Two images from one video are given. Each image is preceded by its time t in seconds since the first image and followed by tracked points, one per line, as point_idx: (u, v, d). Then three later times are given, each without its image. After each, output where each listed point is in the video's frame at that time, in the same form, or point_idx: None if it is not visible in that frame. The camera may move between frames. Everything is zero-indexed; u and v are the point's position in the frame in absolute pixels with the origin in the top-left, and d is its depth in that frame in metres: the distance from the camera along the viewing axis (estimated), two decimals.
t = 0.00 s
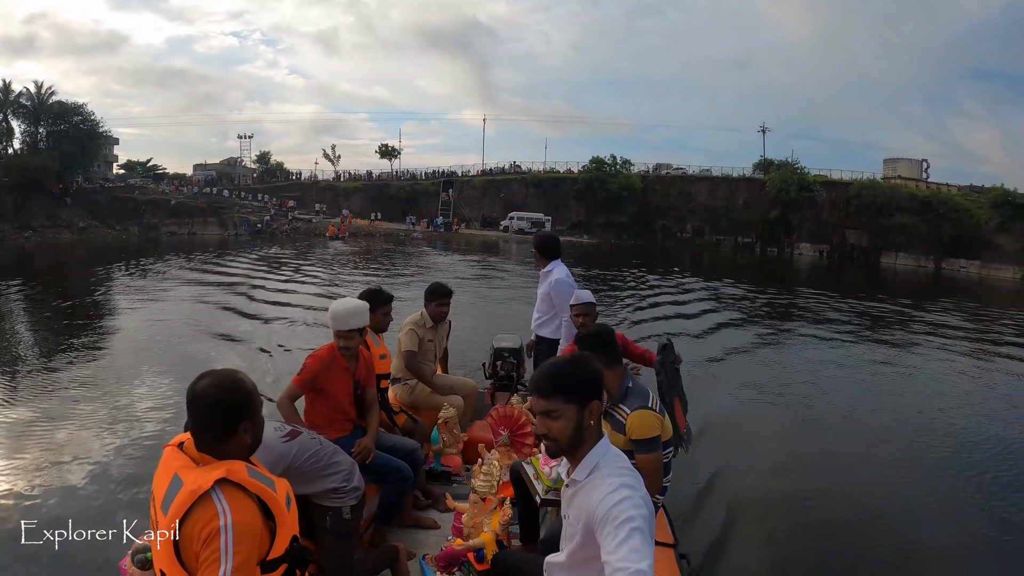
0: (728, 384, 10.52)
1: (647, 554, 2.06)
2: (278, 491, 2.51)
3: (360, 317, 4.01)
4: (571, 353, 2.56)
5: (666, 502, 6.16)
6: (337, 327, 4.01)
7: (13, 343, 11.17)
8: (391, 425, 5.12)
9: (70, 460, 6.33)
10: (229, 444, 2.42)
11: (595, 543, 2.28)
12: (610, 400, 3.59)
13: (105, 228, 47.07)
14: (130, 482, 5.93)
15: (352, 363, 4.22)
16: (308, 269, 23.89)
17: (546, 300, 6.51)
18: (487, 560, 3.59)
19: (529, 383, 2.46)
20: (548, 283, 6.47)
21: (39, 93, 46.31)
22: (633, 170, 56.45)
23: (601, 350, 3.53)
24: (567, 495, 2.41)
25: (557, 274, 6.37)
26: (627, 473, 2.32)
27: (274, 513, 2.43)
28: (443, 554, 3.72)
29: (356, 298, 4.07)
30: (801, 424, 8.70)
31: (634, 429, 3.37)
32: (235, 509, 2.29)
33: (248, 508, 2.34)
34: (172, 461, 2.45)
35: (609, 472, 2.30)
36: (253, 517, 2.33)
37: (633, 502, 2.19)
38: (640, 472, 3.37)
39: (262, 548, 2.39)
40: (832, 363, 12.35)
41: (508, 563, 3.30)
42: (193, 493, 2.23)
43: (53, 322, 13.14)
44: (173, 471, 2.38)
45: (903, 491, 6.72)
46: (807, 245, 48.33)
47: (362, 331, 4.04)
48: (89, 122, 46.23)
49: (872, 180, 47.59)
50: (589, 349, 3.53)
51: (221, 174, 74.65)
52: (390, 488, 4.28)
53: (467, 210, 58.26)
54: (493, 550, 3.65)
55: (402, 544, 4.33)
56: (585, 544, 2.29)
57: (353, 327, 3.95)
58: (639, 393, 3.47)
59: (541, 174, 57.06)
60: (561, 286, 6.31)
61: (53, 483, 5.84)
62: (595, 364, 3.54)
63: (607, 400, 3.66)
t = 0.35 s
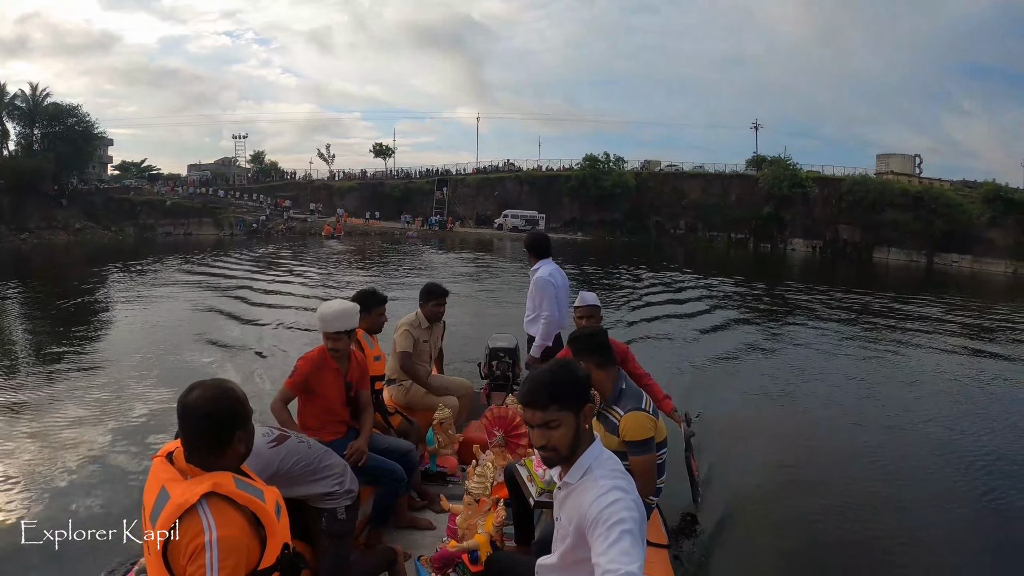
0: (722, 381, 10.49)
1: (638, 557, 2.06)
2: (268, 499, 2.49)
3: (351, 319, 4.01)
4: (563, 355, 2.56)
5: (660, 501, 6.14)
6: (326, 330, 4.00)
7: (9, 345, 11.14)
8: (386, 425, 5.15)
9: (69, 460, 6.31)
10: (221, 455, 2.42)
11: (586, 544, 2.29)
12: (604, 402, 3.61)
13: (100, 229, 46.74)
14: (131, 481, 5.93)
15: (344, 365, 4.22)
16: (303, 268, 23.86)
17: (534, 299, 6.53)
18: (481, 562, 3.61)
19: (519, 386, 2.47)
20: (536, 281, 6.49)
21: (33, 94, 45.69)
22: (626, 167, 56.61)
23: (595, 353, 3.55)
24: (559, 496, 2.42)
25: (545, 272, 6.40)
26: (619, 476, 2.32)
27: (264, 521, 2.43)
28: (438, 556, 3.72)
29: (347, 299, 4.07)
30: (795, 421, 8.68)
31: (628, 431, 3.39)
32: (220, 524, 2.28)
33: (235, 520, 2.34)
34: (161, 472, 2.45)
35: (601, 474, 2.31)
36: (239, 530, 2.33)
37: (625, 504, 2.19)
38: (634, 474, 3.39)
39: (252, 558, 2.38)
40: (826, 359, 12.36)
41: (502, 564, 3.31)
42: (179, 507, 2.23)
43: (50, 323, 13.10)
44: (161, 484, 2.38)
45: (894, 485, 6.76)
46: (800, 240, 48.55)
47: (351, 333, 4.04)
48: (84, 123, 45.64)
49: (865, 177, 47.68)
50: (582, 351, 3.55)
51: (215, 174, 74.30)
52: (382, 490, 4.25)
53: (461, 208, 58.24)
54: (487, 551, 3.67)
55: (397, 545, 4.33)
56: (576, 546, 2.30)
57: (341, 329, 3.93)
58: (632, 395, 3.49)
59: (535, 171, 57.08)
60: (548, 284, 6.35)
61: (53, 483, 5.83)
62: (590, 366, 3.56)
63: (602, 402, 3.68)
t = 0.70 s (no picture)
0: (719, 380, 10.42)
1: (634, 563, 2.07)
2: (266, 501, 2.49)
3: (344, 319, 4.02)
4: (560, 358, 2.57)
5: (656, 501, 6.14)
6: (321, 331, 3.99)
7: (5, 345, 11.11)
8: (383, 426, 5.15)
9: (67, 461, 6.29)
10: (219, 455, 2.41)
11: (581, 548, 2.29)
12: (601, 404, 3.61)
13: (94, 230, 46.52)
14: (131, 481, 5.91)
15: (338, 365, 4.21)
16: (299, 268, 23.83)
17: (530, 301, 6.53)
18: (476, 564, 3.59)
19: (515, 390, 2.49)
20: (532, 283, 6.49)
21: (28, 95, 45.51)
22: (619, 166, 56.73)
23: (591, 356, 3.56)
24: (555, 500, 2.42)
25: (540, 273, 6.39)
26: (615, 481, 2.33)
27: (261, 523, 2.43)
28: (433, 557, 3.71)
29: (341, 300, 4.07)
30: (793, 420, 8.63)
31: (623, 433, 3.39)
32: (218, 525, 2.28)
33: (232, 521, 2.34)
34: (158, 474, 2.45)
35: (596, 478, 2.32)
36: (236, 532, 2.32)
37: (622, 509, 2.19)
38: (630, 475, 3.40)
39: (249, 559, 2.38)
40: (822, 357, 12.34)
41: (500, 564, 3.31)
42: (176, 508, 2.23)
43: (46, 323, 13.07)
44: (158, 484, 2.38)
45: (888, 486, 6.79)
46: (793, 239, 48.68)
47: (344, 333, 4.03)
48: (79, 124, 45.64)
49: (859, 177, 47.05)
50: (578, 353, 3.56)
51: (210, 174, 74.10)
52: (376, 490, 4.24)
53: (456, 207, 58.22)
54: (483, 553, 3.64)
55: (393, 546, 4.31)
56: (571, 550, 2.31)
57: (333, 329, 3.92)
58: (629, 397, 3.50)
59: (529, 171, 57.06)
60: (544, 285, 6.35)
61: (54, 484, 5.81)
62: (587, 368, 3.57)
63: (599, 403, 3.68)
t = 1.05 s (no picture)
0: (715, 380, 10.43)
1: (623, 555, 2.07)
2: (260, 491, 2.49)
3: (334, 317, 3.99)
4: (550, 353, 2.58)
5: (650, 500, 6.16)
6: (312, 328, 3.96)
7: None
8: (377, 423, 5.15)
9: (66, 461, 6.26)
10: (215, 443, 2.40)
11: (571, 541, 2.29)
12: (592, 397, 3.62)
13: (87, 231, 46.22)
14: (130, 481, 5.90)
15: (331, 363, 4.20)
16: (293, 269, 23.78)
17: (525, 299, 6.53)
18: (467, 559, 3.58)
19: (504, 384, 2.52)
20: (526, 282, 6.47)
21: (21, 97, 44.93)
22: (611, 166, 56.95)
23: (581, 349, 3.57)
24: (544, 494, 2.43)
25: (534, 272, 6.38)
26: (605, 474, 2.33)
27: (257, 513, 2.42)
28: (425, 553, 3.70)
29: (332, 298, 4.04)
30: (788, 421, 8.59)
31: (613, 425, 3.40)
32: (217, 511, 2.27)
33: (229, 510, 2.32)
34: (153, 462, 2.42)
35: (586, 471, 2.32)
36: (233, 519, 2.31)
37: (611, 502, 2.19)
38: (620, 468, 3.41)
39: (245, 548, 2.38)
40: (814, 356, 12.35)
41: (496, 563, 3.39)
42: (174, 495, 2.21)
43: (39, 324, 12.99)
44: (154, 472, 2.36)
45: (883, 483, 6.82)
46: (783, 238, 48.96)
47: (336, 330, 4.01)
48: (72, 125, 44.95)
49: (848, 175, 47.60)
50: (568, 347, 3.59)
51: (202, 175, 73.83)
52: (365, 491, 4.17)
53: (448, 208, 58.17)
54: (474, 548, 3.63)
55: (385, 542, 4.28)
56: (561, 543, 2.31)
57: (321, 328, 3.88)
58: (619, 390, 3.50)
59: (521, 171, 57.08)
60: (537, 284, 6.33)
61: (52, 484, 5.78)
62: (576, 360, 3.60)
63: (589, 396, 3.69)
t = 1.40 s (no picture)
0: (713, 380, 10.43)
1: (626, 549, 2.04)
2: (265, 488, 2.47)
3: (332, 319, 3.97)
4: (549, 349, 2.58)
5: (650, 500, 6.15)
6: (307, 330, 3.93)
7: None
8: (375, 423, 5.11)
9: (63, 463, 6.25)
10: (220, 437, 2.39)
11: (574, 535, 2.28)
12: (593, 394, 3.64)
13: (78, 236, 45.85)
14: (129, 483, 5.90)
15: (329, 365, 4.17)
16: (286, 272, 23.68)
17: (524, 300, 6.53)
18: (468, 558, 3.62)
19: (503, 381, 2.54)
20: (525, 283, 6.48)
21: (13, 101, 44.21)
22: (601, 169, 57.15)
23: (579, 346, 3.60)
24: (547, 490, 2.41)
25: (533, 273, 6.38)
26: (605, 468, 2.31)
27: (261, 510, 2.39)
28: (427, 551, 3.75)
29: (330, 300, 4.02)
30: (785, 420, 8.58)
31: (611, 423, 3.40)
32: (220, 507, 2.24)
33: (233, 505, 2.30)
34: (159, 455, 2.42)
35: (586, 465, 2.31)
36: (237, 516, 2.29)
37: (611, 496, 2.16)
38: (620, 465, 3.41)
39: (249, 545, 2.36)
40: (807, 356, 12.38)
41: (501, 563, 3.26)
42: (178, 491, 2.19)
43: (30, 328, 12.89)
44: (159, 468, 2.34)
45: (878, 480, 6.81)
46: (772, 239, 49.24)
47: (334, 332, 3.99)
48: (64, 130, 44.09)
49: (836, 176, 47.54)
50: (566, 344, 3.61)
51: (192, 180, 73.36)
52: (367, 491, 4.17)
53: (439, 211, 58.12)
54: (475, 547, 3.68)
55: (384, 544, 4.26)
56: (563, 539, 2.29)
57: (315, 330, 3.86)
58: (618, 386, 3.50)
59: (511, 174, 57.12)
60: (537, 285, 6.34)
61: (51, 486, 5.78)
62: (574, 359, 3.65)
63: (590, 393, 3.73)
